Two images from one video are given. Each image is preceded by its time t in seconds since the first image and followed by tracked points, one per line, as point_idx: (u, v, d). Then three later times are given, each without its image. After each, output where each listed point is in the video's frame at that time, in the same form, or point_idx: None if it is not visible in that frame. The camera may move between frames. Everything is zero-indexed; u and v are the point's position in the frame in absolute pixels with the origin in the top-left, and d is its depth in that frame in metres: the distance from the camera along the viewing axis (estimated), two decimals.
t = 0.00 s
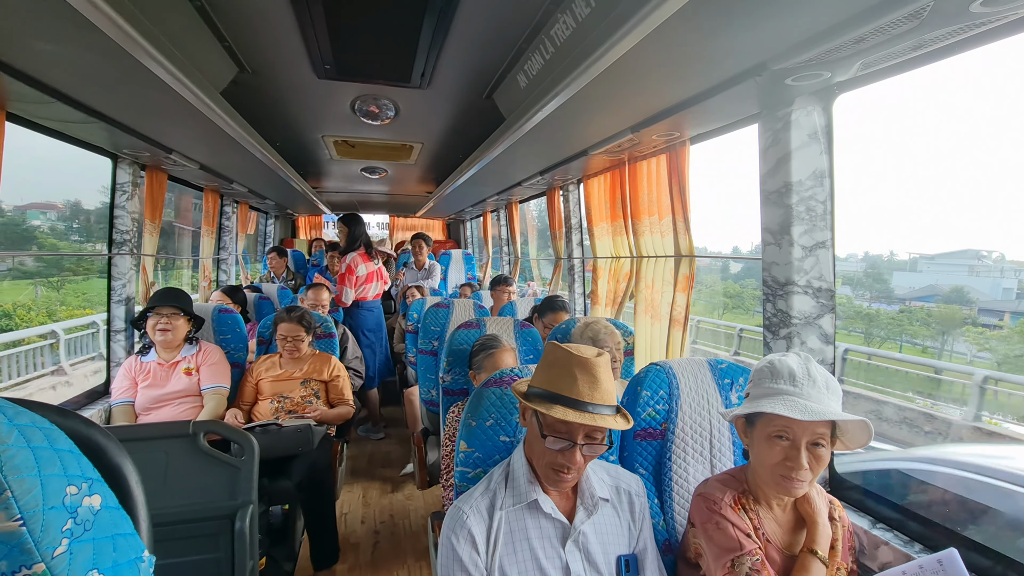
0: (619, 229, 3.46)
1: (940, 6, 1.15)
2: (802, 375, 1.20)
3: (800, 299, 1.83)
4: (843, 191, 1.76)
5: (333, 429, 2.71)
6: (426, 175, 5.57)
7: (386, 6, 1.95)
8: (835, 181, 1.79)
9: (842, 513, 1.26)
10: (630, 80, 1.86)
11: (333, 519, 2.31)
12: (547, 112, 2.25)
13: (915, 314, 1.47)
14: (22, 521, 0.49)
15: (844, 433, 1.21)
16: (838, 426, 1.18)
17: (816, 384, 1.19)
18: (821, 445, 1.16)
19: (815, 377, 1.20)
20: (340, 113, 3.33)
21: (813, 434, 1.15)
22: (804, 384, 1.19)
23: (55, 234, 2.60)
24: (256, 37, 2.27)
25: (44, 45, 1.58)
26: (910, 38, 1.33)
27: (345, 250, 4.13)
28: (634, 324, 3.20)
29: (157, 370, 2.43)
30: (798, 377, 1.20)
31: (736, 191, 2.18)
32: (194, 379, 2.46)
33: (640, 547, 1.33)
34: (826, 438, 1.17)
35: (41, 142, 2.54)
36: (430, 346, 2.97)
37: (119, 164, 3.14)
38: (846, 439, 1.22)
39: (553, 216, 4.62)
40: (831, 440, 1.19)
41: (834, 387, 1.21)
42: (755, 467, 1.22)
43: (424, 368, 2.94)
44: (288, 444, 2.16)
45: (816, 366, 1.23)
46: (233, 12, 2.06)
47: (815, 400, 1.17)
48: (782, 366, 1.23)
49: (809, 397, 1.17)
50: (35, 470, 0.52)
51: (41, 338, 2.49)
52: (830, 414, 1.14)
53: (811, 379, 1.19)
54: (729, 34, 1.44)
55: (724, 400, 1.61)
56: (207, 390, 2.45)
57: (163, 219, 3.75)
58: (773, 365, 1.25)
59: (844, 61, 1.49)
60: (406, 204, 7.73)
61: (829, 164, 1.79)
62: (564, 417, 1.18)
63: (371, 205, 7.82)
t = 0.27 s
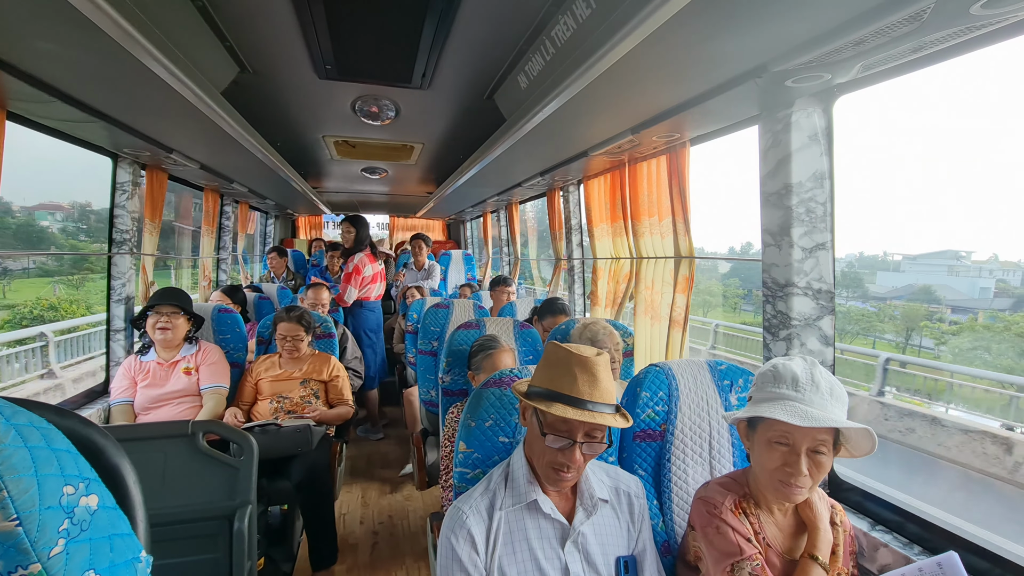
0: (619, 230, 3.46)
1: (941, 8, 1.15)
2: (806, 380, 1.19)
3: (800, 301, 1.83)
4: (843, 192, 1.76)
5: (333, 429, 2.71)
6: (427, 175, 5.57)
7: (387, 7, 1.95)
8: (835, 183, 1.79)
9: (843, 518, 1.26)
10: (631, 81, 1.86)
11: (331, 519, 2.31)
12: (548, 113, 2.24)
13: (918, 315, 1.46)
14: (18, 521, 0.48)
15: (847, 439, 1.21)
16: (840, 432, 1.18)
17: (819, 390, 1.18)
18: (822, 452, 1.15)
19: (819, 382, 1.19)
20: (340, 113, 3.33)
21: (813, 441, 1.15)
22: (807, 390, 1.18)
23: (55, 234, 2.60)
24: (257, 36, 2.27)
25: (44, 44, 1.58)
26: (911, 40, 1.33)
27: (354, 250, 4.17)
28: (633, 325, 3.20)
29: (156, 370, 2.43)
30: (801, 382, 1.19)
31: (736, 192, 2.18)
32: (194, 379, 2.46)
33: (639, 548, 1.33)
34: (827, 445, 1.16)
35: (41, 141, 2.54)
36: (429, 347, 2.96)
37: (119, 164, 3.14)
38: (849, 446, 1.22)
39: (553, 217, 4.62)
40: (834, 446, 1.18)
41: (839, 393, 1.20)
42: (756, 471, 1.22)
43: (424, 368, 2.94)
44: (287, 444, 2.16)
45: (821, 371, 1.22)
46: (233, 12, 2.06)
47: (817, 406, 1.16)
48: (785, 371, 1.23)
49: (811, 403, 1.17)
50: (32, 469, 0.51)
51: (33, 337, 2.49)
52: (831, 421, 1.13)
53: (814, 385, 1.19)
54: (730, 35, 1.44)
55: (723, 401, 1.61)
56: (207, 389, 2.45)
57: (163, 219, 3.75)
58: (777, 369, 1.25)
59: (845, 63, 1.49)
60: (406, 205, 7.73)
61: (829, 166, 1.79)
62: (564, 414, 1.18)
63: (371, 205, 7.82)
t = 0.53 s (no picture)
0: (619, 230, 3.46)
1: (942, 9, 1.15)
2: (813, 384, 1.19)
3: (800, 302, 1.83)
4: (843, 193, 1.76)
5: (333, 430, 2.71)
6: (427, 175, 5.57)
7: (387, 7, 1.95)
8: (835, 184, 1.79)
9: (848, 522, 1.25)
10: (631, 82, 1.86)
11: (331, 520, 2.31)
12: (548, 113, 2.24)
13: (916, 317, 1.45)
14: (19, 521, 0.48)
15: (853, 446, 1.21)
16: (846, 437, 1.18)
17: (827, 395, 1.18)
18: (826, 457, 1.15)
19: (827, 387, 1.18)
20: (341, 113, 3.33)
21: (817, 445, 1.15)
22: (814, 394, 1.18)
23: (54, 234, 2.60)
24: (258, 36, 2.27)
25: (45, 44, 1.58)
26: (911, 41, 1.33)
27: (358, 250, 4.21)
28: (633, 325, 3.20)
29: (156, 370, 2.43)
30: (808, 386, 1.19)
31: (736, 193, 2.18)
32: (194, 379, 2.46)
33: (638, 549, 1.33)
34: (832, 450, 1.16)
35: (42, 141, 2.54)
36: (430, 347, 2.97)
37: (119, 164, 3.14)
38: (856, 453, 1.21)
39: (553, 218, 4.62)
40: (839, 452, 1.18)
41: (847, 398, 1.19)
42: (760, 473, 1.22)
43: (424, 369, 2.94)
44: (287, 444, 2.16)
45: (830, 375, 1.21)
46: (234, 12, 2.06)
47: (823, 411, 1.16)
48: (793, 374, 1.22)
49: (817, 407, 1.16)
50: (33, 469, 0.51)
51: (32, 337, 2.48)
52: (837, 426, 1.13)
53: (821, 389, 1.18)
54: (730, 36, 1.44)
55: (723, 402, 1.61)
56: (207, 389, 2.45)
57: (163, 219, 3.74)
58: (785, 372, 1.25)
59: (845, 64, 1.49)
60: (406, 205, 7.73)
61: (829, 167, 1.79)
62: (563, 414, 1.18)
63: (372, 205, 7.82)
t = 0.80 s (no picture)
0: (619, 233, 3.46)
1: (941, 13, 1.15)
2: (812, 384, 1.19)
3: (800, 304, 1.83)
4: (843, 196, 1.76)
5: (332, 432, 2.70)
6: (427, 178, 5.58)
7: (388, 9, 1.96)
8: (835, 187, 1.79)
9: (847, 523, 1.25)
10: (631, 84, 1.87)
11: (330, 522, 2.30)
12: (548, 116, 2.25)
13: (917, 317, 1.44)
14: (16, 523, 0.48)
15: (852, 448, 1.20)
16: (844, 439, 1.17)
17: (826, 395, 1.18)
18: (824, 457, 1.15)
19: (826, 387, 1.18)
20: (341, 115, 3.33)
21: (815, 445, 1.15)
22: (813, 394, 1.18)
23: (54, 234, 2.59)
24: (258, 39, 2.28)
25: (46, 45, 1.59)
26: (910, 45, 1.33)
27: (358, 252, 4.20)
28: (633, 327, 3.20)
29: (156, 371, 2.43)
30: (808, 386, 1.19)
31: (736, 195, 2.18)
32: (193, 380, 2.45)
33: (638, 551, 1.33)
34: (830, 450, 1.15)
35: (42, 143, 2.54)
36: (429, 349, 2.96)
37: (119, 165, 3.14)
38: (856, 455, 1.21)
39: (553, 220, 4.62)
40: (837, 453, 1.17)
41: (847, 400, 1.18)
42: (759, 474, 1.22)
43: (424, 370, 2.94)
44: (287, 446, 2.15)
45: (830, 376, 1.21)
46: (234, 14, 2.07)
47: (821, 411, 1.15)
48: (793, 374, 1.22)
49: (815, 407, 1.16)
50: (30, 470, 0.51)
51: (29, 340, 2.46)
52: (834, 425, 1.12)
53: (821, 389, 1.18)
54: (730, 39, 1.44)
55: (723, 405, 1.61)
56: (206, 391, 2.45)
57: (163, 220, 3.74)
58: (784, 372, 1.25)
59: (845, 67, 1.49)
60: (406, 207, 7.74)
61: (829, 169, 1.80)
62: (562, 416, 1.17)
63: (372, 207, 7.82)
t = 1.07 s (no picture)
0: (619, 229, 3.46)
1: (943, 9, 1.15)
2: (803, 376, 1.19)
3: (800, 301, 1.83)
4: (843, 193, 1.76)
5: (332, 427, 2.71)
6: (427, 174, 5.57)
7: (388, 5, 1.95)
8: (836, 184, 1.79)
9: (842, 515, 1.26)
10: (631, 81, 1.86)
11: (331, 517, 2.31)
12: (548, 113, 2.24)
13: (923, 315, 1.45)
14: (19, 517, 0.48)
15: (841, 438, 1.20)
16: (834, 428, 1.17)
17: (817, 387, 1.17)
18: (815, 446, 1.15)
19: (817, 379, 1.18)
20: (341, 111, 3.32)
21: (806, 434, 1.15)
22: (804, 385, 1.18)
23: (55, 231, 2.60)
24: (258, 34, 2.28)
25: (45, 41, 1.58)
26: (911, 42, 1.33)
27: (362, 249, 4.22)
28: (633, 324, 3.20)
29: (156, 367, 2.43)
30: (799, 377, 1.19)
31: (737, 192, 2.18)
32: (194, 376, 2.46)
33: (638, 547, 1.33)
34: (821, 440, 1.15)
35: (42, 138, 2.54)
36: (429, 345, 2.97)
37: (119, 161, 3.13)
38: (846, 446, 1.21)
39: (553, 216, 4.62)
40: (829, 443, 1.18)
41: (839, 392, 1.18)
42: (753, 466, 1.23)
43: (423, 366, 2.95)
44: (287, 442, 2.16)
45: (822, 368, 1.21)
46: (234, 9, 2.06)
47: (811, 401, 1.15)
48: (785, 366, 1.23)
49: (805, 398, 1.16)
50: (32, 466, 0.52)
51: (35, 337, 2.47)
52: (823, 415, 1.13)
53: (811, 380, 1.18)
54: (731, 36, 1.44)
55: (723, 401, 1.61)
56: (207, 387, 2.46)
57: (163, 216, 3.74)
58: (777, 365, 1.25)
59: (846, 64, 1.49)
60: (406, 203, 7.73)
61: (830, 166, 1.79)
62: (560, 410, 1.18)
63: (372, 203, 7.81)
